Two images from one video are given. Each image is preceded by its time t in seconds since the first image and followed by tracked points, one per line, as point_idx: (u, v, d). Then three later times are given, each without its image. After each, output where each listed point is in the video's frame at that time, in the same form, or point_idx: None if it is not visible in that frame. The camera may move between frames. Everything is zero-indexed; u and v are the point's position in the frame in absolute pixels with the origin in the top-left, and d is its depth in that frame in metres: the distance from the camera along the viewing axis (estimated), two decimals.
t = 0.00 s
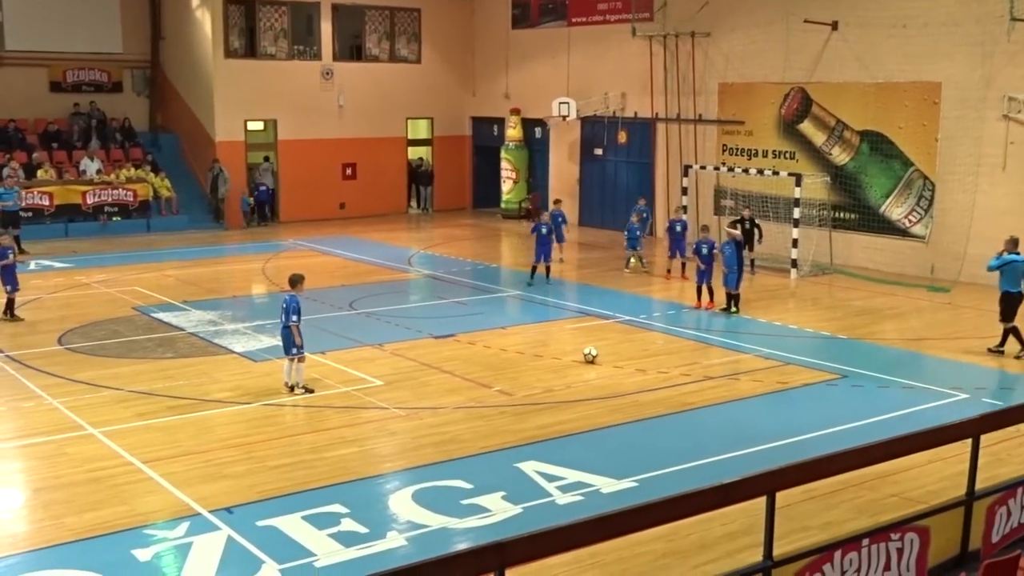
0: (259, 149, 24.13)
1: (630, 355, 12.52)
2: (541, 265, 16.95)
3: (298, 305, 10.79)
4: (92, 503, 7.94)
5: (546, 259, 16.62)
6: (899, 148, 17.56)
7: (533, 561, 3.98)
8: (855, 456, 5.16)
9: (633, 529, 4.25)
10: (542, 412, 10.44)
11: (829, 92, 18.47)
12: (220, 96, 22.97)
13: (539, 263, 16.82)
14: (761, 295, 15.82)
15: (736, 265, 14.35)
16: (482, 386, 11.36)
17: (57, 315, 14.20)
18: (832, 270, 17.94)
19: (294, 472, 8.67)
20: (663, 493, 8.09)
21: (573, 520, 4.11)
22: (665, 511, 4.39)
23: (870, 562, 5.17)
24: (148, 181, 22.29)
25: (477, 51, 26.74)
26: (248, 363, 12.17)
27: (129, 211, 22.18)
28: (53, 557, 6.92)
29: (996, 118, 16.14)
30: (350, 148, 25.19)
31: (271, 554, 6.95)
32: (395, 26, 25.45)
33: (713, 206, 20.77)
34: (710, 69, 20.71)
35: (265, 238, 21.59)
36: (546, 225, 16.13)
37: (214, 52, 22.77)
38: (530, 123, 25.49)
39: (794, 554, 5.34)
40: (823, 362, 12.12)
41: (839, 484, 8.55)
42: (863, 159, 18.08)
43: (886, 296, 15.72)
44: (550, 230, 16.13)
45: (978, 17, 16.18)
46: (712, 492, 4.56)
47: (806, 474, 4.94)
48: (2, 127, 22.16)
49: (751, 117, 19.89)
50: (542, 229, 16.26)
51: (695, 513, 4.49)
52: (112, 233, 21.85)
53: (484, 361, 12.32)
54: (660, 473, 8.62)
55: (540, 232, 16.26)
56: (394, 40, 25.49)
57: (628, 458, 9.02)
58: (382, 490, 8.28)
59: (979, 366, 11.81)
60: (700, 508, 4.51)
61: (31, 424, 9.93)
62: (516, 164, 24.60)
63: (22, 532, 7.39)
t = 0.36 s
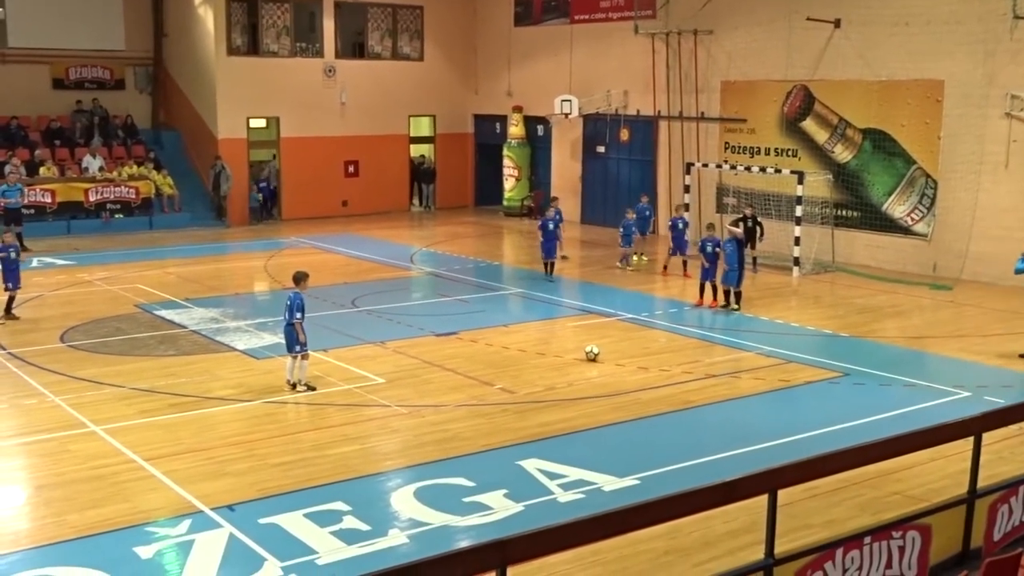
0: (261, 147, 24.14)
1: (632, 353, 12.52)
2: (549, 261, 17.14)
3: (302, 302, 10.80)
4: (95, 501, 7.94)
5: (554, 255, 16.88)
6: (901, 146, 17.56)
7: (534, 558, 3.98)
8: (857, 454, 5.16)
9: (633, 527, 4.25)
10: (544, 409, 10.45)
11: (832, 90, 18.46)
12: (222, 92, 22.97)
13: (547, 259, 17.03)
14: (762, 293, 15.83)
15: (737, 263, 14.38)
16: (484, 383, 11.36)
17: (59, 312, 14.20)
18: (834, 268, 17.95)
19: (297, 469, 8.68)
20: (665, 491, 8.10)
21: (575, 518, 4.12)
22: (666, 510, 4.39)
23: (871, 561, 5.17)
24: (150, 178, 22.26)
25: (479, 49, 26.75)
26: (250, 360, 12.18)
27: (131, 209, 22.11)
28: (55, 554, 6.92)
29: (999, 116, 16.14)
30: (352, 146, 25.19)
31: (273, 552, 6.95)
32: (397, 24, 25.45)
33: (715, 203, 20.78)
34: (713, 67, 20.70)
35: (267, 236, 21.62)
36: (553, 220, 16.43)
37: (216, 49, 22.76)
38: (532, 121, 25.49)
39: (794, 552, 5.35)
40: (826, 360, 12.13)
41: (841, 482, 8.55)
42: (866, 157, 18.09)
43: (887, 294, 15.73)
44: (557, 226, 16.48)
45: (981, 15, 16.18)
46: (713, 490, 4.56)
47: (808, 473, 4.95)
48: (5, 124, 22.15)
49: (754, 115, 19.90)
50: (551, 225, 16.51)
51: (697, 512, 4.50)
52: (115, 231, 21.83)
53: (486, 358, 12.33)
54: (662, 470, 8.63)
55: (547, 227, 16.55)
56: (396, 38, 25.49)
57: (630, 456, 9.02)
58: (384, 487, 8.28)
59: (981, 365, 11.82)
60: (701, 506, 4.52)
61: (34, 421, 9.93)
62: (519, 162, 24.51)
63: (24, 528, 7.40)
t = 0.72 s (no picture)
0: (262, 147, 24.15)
1: (633, 352, 12.51)
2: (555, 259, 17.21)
3: (310, 303, 10.76)
4: (95, 500, 7.94)
5: (559, 252, 16.89)
6: (902, 146, 17.55)
7: (536, 558, 3.98)
8: (858, 453, 5.15)
9: (635, 526, 4.24)
10: (545, 408, 10.44)
11: (833, 89, 18.46)
12: (223, 91, 22.98)
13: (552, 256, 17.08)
14: (763, 292, 15.82)
15: (736, 261, 14.36)
16: (485, 382, 11.35)
17: (60, 311, 14.18)
18: (836, 267, 17.93)
19: (298, 468, 8.68)
20: (665, 490, 8.10)
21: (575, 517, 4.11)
22: (666, 509, 4.38)
23: (873, 560, 5.18)
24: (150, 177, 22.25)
25: (480, 49, 26.75)
26: (251, 360, 12.17)
27: (133, 207, 22.12)
28: (56, 554, 6.92)
29: (1000, 115, 16.15)
30: (353, 145, 25.19)
31: (274, 551, 6.95)
32: (398, 23, 25.47)
33: (716, 202, 20.78)
34: (714, 66, 20.70)
35: (268, 235, 21.64)
36: (556, 218, 16.44)
37: (217, 48, 22.77)
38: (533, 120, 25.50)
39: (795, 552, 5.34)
40: (827, 359, 12.11)
41: (842, 481, 8.55)
42: (867, 156, 18.08)
43: (888, 294, 15.72)
44: (562, 222, 16.49)
45: (983, 14, 16.19)
46: (713, 489, 4.55)
47: (808, 472, 4.94)
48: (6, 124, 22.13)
49: (755, 114, 19.90)
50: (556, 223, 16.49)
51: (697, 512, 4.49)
52: (116, 230, 21.84)
53: (487, 358, 12.32)
54: (663, 470, 8.62)
55: (551, 225, 16.57)
56: (397, 37, 25.50)
57: (630, 455, 9.01)
58: (385, 487, 8.27)
59: (982, 364, 11.81)
60: (701, 505, 4.51)
61: (35, 420, 9.92)
62: (519, 161, 24.53)
63: (25, 527, 7.40)
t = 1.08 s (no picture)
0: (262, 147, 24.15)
1: (633, 352, 12.52)
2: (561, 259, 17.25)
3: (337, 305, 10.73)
4: (96, 500, 7.94)
5: (566, 252, 16.92)
6: (903, 146, 17.54)
7: (536, 558, 3.98)
8: (858, 453, 5.15)
9: (635, 526, 4.24)
10: (545, 408, 10.44)
11: (834, 89, 18.46)
12: (223, 91, 22.98)
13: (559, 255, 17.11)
14: (763, 292, 15.82)
15: (735, 261, 14.35)
16: (485, 382, 11.35)
17: (60, 312, 14.19)
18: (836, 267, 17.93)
19: (298, 468, 8.68)
20: (665, 490, 8.10)
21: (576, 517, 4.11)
22: (667, 509, 4.38)
23: (873, 559, 5.18)
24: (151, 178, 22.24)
25: (480, 48, 26.74)
26: (251, 360, 12.17)
27: (133, 208, 22.10)
28: (56, 554, 6.93)
29: (1001, 115, 16.16)
30: (354, 145, 25.19)
31: (274, 551, 6.95)
32: (398, 23, 25.47)
33: (716, 202, 20.80)
34: (714, 66, 20.70)
35: (268, 235, 21.67)
36: (566, 218, 16.48)
37: (217, 48, 22.77)
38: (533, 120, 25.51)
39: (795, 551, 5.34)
40: (827, 359, 12.11)
41: (842, 481, 8.55)
42: (867, 155, 18.08)
43: (889, 293, 15.73)
44: (571, 222, 16.53)
45: (983, 14, 16.19)
46: (713, 489, 4.55)
47: (807, 473, 4.93)
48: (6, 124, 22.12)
49: (755, 114, 19.90)
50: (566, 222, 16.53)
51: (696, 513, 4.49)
52: (116, 231, 21.83)
53: (488, 358, 12.32)
54: (664, 470, 8.62)
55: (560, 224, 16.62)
56: (397, 37, 25.50)
57: (630, 455, 9.01)
58: (385, 487, 8.27)
59: (983, 363, 11.81)
60: (702, 505, 4.51)
61: (35, 420, 9.93)
62: (519, 161, 24.54)
63: (25, 528, 7.39)
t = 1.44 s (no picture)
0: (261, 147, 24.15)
1: (633, 352, 12.52)
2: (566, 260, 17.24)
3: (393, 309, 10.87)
4: (95, 501, 7.93)
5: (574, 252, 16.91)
6: (901, 146, 17.55)
7: (536, 558, 3.97)
8: (858, 453, 5.15)
9: (635, 526, 4.24)
10: (546, 408, 10.44)
11: (833, 89, 18.46)
12: (222, 92, 22.97)
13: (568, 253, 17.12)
14: (763, 292, 15.82)
15: (732, 261, 14.36)
16: (485, 383, 11.35)
17: (60, 312, 14.20)
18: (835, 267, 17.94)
19: (297, 469, 8.68)
20: (665, 490, 8.11)
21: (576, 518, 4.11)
22: (667, 509, 4.38)
23: (872, 559, 5.17)
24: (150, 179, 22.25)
25: (480, 49, 26.74)
26: (252, 360, 12.17)
27: (131, 209, 22.10)
28: (56, 555, 6.93)
29: (1000, 115, 16.17)
30: (352, 146, 25.19)
31: (273, 552, 6.95)
32: (397, 24, 25.47)
33: (715, 202, 20.81)
34: (713, 66, 20.70)
35: (268, 236, 21.70)
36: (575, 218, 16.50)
37: (216, 49, 22.78)
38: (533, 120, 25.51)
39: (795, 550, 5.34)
40: (826, 359, 12.12)
41: (841, 481, 8.55)
42: (866, 155, 18.08)
43: (888, 293, 15.74)
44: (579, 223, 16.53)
45: (982, 14, 16.19)
46: (713, 489, 4.55)
47: (806, 472, 4.93)
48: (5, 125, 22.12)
49: (754, 114, 19.91)
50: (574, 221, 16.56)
51: (695, 513, 4.49)
52: (115, 232, 21.83)
53: (488, 358, 12.32)
54: (664, 469, 8.62)
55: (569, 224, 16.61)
56: (396, 38, 25.50)
57: (630, 455, 9.01)
58: (385, 487, 8.27)
59: (982, 363, 11.81)
60: (703, 504, 4.52)
61: (35, 421, 9.93)
62: (519, 162, 24.55)
63: (25, 529, 7.38)
